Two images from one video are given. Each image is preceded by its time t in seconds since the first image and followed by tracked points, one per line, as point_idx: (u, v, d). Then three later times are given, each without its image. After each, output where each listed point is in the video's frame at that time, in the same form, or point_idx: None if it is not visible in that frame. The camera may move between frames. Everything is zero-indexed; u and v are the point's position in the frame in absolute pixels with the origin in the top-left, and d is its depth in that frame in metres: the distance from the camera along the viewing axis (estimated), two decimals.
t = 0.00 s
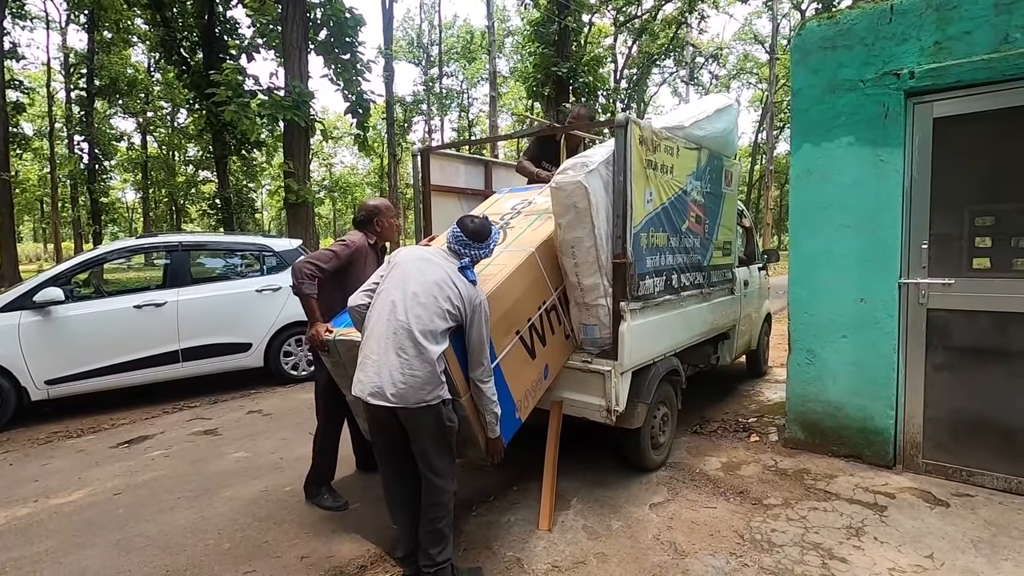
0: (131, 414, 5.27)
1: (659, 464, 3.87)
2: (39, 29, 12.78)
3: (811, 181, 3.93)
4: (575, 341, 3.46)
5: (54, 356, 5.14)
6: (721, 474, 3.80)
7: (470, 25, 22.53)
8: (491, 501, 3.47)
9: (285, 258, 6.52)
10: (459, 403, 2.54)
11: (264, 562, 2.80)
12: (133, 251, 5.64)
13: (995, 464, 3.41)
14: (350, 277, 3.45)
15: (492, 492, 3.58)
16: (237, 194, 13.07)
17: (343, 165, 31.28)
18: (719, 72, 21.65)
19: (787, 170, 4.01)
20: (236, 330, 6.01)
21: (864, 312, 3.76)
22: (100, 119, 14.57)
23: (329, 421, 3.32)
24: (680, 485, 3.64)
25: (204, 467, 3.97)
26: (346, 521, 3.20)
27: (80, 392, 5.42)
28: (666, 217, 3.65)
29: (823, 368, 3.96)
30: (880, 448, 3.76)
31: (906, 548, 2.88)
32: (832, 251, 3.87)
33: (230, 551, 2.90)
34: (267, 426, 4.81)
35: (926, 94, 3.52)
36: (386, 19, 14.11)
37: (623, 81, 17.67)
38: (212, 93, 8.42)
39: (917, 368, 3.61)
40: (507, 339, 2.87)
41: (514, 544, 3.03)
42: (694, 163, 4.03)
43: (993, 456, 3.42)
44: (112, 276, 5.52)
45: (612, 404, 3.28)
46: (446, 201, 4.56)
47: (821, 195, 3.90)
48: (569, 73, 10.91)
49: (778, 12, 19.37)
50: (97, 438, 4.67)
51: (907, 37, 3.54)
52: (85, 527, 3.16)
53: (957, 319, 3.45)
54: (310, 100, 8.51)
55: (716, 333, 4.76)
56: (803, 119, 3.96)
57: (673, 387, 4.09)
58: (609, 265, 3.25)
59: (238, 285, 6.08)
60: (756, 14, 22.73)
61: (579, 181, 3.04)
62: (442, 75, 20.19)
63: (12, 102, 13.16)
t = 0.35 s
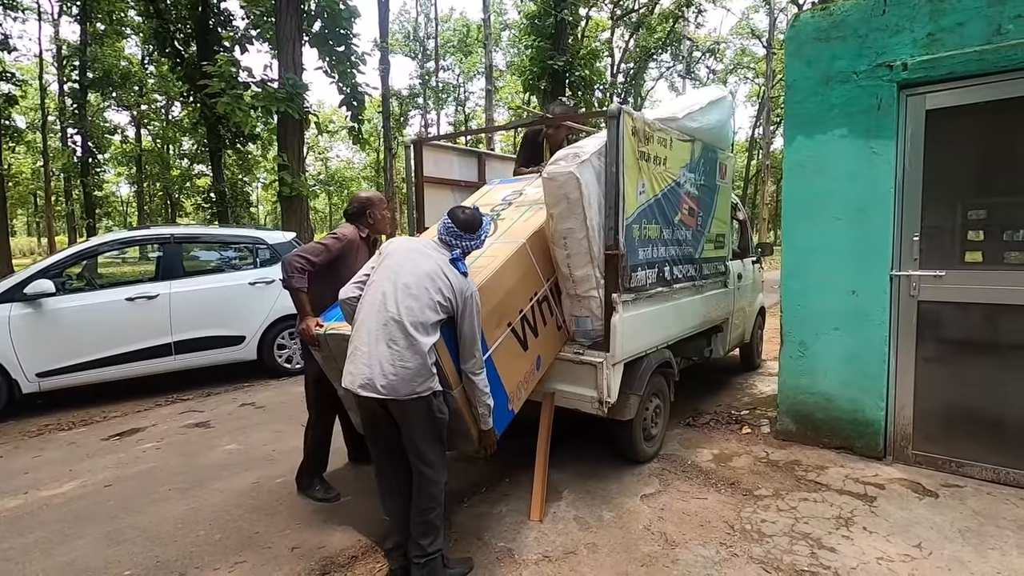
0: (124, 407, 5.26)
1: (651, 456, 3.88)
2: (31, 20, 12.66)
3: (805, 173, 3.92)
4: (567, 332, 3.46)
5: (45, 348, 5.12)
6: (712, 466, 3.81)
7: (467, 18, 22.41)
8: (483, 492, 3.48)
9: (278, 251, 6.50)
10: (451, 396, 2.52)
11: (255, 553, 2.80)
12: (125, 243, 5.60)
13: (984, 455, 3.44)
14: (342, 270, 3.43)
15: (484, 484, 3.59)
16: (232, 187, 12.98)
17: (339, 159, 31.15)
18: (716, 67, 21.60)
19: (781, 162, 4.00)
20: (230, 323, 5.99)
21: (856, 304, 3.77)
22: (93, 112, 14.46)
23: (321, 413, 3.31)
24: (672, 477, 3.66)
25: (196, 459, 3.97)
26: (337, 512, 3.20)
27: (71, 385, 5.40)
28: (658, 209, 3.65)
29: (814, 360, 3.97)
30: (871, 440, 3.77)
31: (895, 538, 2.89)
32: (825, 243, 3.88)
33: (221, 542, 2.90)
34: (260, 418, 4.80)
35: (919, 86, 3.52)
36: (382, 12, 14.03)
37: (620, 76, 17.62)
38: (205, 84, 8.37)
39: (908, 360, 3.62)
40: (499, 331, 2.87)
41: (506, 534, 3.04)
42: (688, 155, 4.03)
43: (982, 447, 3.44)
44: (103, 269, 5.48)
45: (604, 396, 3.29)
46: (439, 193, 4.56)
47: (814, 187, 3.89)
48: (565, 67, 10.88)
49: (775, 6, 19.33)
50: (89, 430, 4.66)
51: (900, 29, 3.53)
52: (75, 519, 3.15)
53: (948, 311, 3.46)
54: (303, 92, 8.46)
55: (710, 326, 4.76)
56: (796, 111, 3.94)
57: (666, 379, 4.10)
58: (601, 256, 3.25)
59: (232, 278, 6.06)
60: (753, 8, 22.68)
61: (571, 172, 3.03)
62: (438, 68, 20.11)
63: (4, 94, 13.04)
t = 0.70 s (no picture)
0: (116, 404, 5.25)
1: (642, 452, 3.90)
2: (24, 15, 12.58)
3: (795, 170, 3.93)
4: (558, 326, 3.49)
5: (36, 345, 5.11)
6: (702, 462, 3.82)
7: (464, 14, 22.33)
8: (474, 488, 3.49)
9: (272, 247, 6.49)
10: (436, 389, 2.52)
11: (244, 549, 2.81)
12: (117, 240, 5.59)
13: (972, 451, 3.46)
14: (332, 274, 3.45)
15: (475, 480, 3.59)
16: (228, 183, 12.93)
17: (336, 156, 31.07)
18: (714, 63, 21.56)
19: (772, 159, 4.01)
20: (223, 320, 5.98)
21: (845, 301, 3.78)
22: (88, 108, 14.39)
23: (312, 409, 3.31)
24: (662, 473, 3.67)
25: (188, 455, 3.97)
26: (327, 508, 3.21)
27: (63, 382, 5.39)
28: (649, 206, 3.66)
29: (804, 357, 3.98)
30: (860, 436, 3.79)
31: (882, 534, 2.91)
32: (814, 241, 3.89)
33: (210, 539, 2.90)
34: (253, 415, 4.80)
35: (909, 83, 3.52)
36: (378, 7, 13.97)
37: (617, 72, 17.59)
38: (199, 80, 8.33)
39: (896, 357, 3.64)
40: (482, 322, 2.87)
41: (495, 530, 3.05)
42: (680, 152, 4.04)
43: (969, 443, 3.46)
44: (95, 266, 5.46)
45: (594, 392, 3.30)
46: (431, 189, 4.56)
47: (805, 184, 3.90)
48: (561, 63, 10.86)
49: (773, 3, 19.30)
50: (81, 427, 4.65)
51: (891, 26, 3.54)
52: (65, 516, 3.15)
53: (937, 308, 3.48)
54: (298, 88, 8.43)
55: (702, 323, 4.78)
56: (788, 108, 3.95)
57: (657, 375, 4.11)
58: (591, 253, 3.26)
59: (225, 274, 6.06)
60: (751, 5, 22.65)
61: (560, 168, 3.04)
62: (435, 65, 20.05)
63: None
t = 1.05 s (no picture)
0: (104, 400, 5.23)
1: (629, 446, 3.91)
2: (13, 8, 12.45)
3: (782, 164, 3.92)
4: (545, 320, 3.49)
5: (23, 341, 5.07)
6: (689, 456, 3.84)
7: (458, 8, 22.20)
8: (460, 483, 3.49)
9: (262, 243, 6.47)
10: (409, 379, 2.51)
11: (228, 545, 2.80)
12: (107, 236, 5.56)
13: (956, 444, 3.48)
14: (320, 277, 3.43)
15: (461, 475, 3.59)
16: (221, 178, 12.85)
17: (331, 151, 30.93)
18: (709, 58, 21.50)
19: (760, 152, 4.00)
20: (213, 316, 5.97)
21: (832, 296, 3.78)
22: (80, 102, 14.26)
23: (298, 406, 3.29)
24: (648, 466, 3.68)
25: (175, 451, 3.96)
26: (312, 503, 3.21)
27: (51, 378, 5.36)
28: (636, 200, 3.65)
29: (791, 351, 3.99)
30: (846, 429, 3.81)
31: (865, 526, 2.93)
32: (800, 235, 3.89)
33: (195, 534, 2.90)
34: (241, 411, 4.79)
35: (895, 77, 3.52)
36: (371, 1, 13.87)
37: (612, 66, 17.53)
38: (188, 74, 8.26)
39: (882, 350, 3.65)
40: (453, 308, 2.84)
41: (480, 524, 3.06)
42: (667, 146, 4.03)
43: (953, 436, 3.48)
44: (87, 262, 5.43)
45: (580, 386, 3.30)
46: (418, 184, 4.55)
47: (791, 178, 3.89)
48: (555, 58, 10.81)
49: None
50: (67, 424, 4.63)
51: (877, 19, 3.53)
52: (49, 512, 3.14)
53: (921, 302, 3.50)
54: (288, 82, 8.37)
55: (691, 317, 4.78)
56: (775, 102, 3.94)
57: (645, 370, 4.12)
58: (577, 247, 3.25)
59: (214, 270, 6.03)
60: None
61: (544, 162, 3.02)
62: (429, 59, 19.96)
63: None
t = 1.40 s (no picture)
0: (103, 399, 5.30)
1: (617, 445, 3.94)
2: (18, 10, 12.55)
3: (770, 165, 3.94)
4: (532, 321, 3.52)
5: (23, 341, 5.14)
6: (677, 455, 3.86)
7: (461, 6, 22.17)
8: (448, 482, 3.53)
9: (260, 243, 6.52)
10: (382, 385, 2.56)
11: (216, 542, 2.86)
12: (108, 236, 5.63)
13: (941, 444, 3.50)
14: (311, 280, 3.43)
15: (450, 473, 3.64)
16: (224, 178, 12.90)
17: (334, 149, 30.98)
18: (713, 55, 21.36)
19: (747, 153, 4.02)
20: (211, 316, 6.03)
21: (819, 296, 3.80)
22: (85, 102, 14.33)
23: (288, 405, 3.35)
24: (635, 466, 3.71)
25: (169, 450, 4.02)
26: (301, 501, 3.26)
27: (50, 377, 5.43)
28: (622, 200, 3.67)
29: (779, 350, 4.01)
30: (833, 429, 3.83)
31: (846, 525, 2.96)
32: (787, 235, 3.91)
33: (185, 532, 2.95)
34: (237, 410, 4.84)
35: (881, 78, 3.54)
36: None
37: (614, 64, 17.46)
38: (188, 75, 8.32)
39: (869, 350, 3.67)
40: (431, 313, 2.85)
41: (466, 522, 3.10)
42: (656, 147, 4.05)
43: (939, 435, 3.50)
44: (92, 261, 5.54)
45: (566, 386, 3.34)
46: (410, 185, 4.59)
47: (778, 178, 3.91)
48: (554, 56, 10.80)
49: None
50: (66, 423, 4.70)
51: (863, 21, 3.55)
52: (43, 510, 3.20)
53: (907, 302, 3.52)
54: (287, 82, 8.42)
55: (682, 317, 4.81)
56: (763, 102, 3.95)
57: (634, 369, 4.16)
58: (562, 248, 3.29)
59: (212, 270, 6.10)
60: None
61: (528, 165, 3.05)
62: (432, 58, 19.95)
63: None
